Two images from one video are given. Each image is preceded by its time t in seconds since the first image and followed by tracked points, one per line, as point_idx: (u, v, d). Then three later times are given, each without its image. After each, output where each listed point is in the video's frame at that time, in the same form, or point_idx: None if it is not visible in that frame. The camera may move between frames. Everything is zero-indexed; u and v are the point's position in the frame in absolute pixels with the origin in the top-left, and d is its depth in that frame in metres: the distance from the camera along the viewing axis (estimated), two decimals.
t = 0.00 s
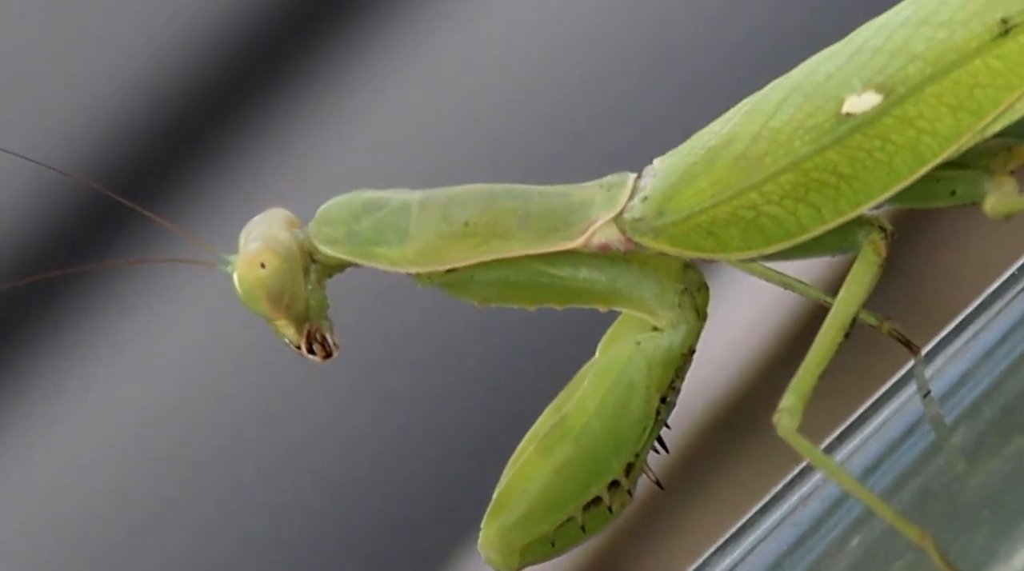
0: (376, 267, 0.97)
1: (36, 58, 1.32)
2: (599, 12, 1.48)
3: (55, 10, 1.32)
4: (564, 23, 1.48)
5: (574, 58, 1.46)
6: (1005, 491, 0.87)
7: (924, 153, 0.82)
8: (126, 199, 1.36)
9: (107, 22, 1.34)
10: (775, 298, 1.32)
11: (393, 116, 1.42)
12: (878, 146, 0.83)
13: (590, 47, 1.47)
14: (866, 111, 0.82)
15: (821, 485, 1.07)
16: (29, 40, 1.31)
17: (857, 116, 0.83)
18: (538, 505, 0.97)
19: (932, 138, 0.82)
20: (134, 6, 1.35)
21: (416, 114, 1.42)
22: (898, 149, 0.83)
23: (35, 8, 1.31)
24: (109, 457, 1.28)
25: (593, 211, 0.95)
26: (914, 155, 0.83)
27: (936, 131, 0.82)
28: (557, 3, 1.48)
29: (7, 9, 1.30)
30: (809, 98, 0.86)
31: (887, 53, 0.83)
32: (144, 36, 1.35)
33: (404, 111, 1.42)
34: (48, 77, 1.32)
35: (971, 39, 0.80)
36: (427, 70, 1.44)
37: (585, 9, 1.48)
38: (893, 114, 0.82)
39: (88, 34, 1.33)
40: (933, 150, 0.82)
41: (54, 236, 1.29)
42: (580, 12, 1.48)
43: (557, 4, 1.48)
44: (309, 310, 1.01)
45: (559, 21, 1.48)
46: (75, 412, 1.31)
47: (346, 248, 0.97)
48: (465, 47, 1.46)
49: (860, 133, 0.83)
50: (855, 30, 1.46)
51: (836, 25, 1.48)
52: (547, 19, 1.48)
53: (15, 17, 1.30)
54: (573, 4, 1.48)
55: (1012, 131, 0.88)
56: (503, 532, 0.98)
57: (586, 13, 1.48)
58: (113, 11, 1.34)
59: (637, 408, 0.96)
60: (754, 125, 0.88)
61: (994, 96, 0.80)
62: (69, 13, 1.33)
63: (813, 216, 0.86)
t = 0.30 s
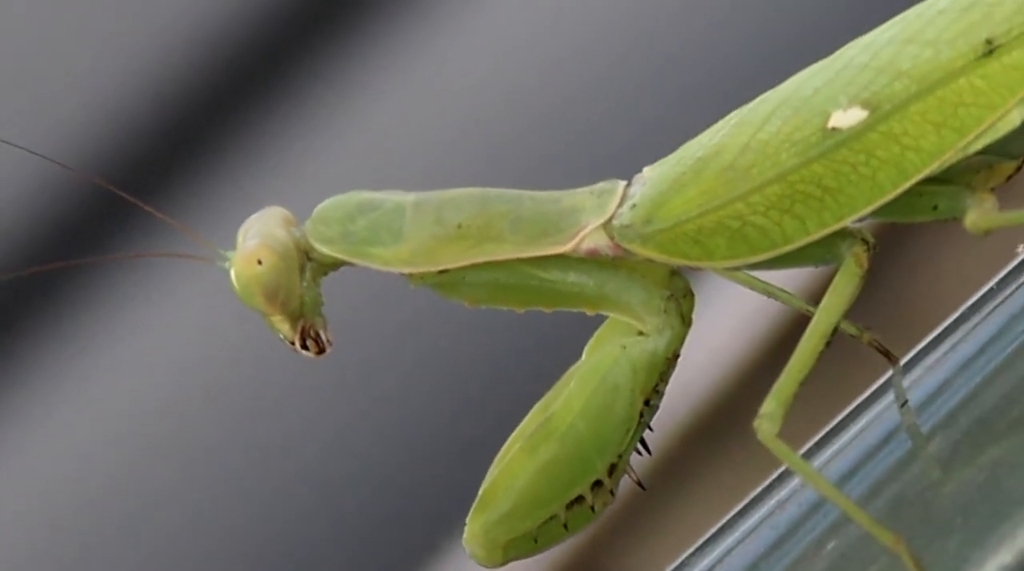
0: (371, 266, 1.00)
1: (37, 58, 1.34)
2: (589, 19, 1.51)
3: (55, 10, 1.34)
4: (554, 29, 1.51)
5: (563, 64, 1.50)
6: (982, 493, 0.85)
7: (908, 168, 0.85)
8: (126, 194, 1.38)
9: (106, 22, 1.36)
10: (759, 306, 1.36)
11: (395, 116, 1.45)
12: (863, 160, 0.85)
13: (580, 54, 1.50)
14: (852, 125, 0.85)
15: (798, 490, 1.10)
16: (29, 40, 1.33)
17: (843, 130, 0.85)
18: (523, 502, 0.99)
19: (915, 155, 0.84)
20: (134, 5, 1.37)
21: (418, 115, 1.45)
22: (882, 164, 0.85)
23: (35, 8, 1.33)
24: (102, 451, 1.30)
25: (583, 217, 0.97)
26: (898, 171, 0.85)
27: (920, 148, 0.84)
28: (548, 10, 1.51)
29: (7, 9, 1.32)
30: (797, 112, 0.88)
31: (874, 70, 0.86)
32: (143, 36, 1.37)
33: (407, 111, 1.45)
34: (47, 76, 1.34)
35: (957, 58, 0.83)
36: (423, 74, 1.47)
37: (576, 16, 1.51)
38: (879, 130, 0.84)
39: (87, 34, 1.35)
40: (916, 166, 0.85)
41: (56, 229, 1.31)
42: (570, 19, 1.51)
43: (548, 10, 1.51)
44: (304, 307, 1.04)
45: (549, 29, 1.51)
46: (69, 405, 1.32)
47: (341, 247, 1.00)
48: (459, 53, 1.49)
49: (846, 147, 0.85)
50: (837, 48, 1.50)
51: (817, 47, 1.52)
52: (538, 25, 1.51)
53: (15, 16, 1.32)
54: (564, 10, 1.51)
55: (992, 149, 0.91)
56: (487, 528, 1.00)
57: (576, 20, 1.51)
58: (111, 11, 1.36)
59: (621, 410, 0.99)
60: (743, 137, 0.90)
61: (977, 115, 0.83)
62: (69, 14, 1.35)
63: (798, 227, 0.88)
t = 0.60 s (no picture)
0: (364, 265, 1.02)
1: (37, 58, 1.36)
2: (583, 27, 1.54)
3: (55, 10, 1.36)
4: (549, 35, 1.53)
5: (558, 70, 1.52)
6: (952, 506, 0.81)
7: (891, 182, 0.86)
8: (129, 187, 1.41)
9: (106, 22, 1.38)
10: (743, 314, 1.39)
11: (398, 116, 1.47)
12: (848, 174, 0.87)
13: (574, 60, 1.53)
14: (838, 139, 0.87)
15: (777, 494, 1.13)
16: (29, 40, 1.35)
17: (829, 143, 0.87)
18: (508, 499, 1.02)
19: (899, 170, 0.86)
20: (133, 6, 1.39)
21: (419, 117, 1.48)
22: (866, 177, 0.87)
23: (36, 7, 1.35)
24: (96, 443, 1.32)
25: (573, 222, 1.00)
26: (882, 185, 0.87)
27: (904, 162, 0.86)
28: (543, 17, 1.54)
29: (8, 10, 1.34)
30: (784, 124, 0.91)
31: (860, 86, 0.88)
32: (142, 36, 1.39)
33: (410, 111, 1.48)
34: (47, 76, 1.36)
35: (942, 76, 0.84)
36: (422, 78, 1.49)
37: (569, 23, 1.54)
38: (864, 144, 0.86)
39: (87, 34, 1.37)
40: (900, 180, 0.86)
41: (57, 221, 1.34)
42: (564, 26, 1.54)
43: (542, 18, 1.54)
44: (299, 304, 1.06)
45: (544, 35, 1.53)
46: (64, 397, 1.34)
47: (336, 245, 1.02)
48: (456, 57, 1.51)
49: (831, 160, 0.87)
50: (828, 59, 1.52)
51: (809, 58, 1.54)
52: (532, 32, 1.53)
53: (14, 16, 1.34)
54: (558, 18, 1.54)
55: (974, 166, 0.92)
56: (472, 524, 1.03)
57: (570, 27, 1.54)
58: (111, 12, 1.38)
59: (606, 411, 1.01)
60: (731, 148, 0.93)
61: (961, 131, 0.84)
62: (69, 13, 1.37)
63: (783, 237, 0.90)
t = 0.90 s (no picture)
0: (359, 264, 1.05)
1: (37, 58, 1.38)
2: (575, 32, 1.56)
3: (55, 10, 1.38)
4: (542, 40, 1.56)
5: (552, 74, 1.54)
6: (927, 511, 0.85)
7: (875, 197, 0.89)
8: (131, 181, 1.43)
9: (105, 23, 1.40)
10: (726, 320, 1.43)
11: (399, 116, 1.50)
12: (833, 186, 0.89)
13: (568, 65, 1.55)
14: (824, 152, 0.89)
15: (756, 497, 1.14)
16: (28, 41, 1.37)
17: (815, 156, 0.90)
18: (493, 496, 1.04)
19: (883, 183, 0.88)
20: (132, 8, 1.41)
21: (419, 118, 1.51)
22: (851, 191, 0.89)
23: (36, 8, 1.37)
24: (89, 435, 1.34)
25: (563, 227, 1.02)
26: (866, 198, 0.89)
27: (888, 176, 0.88)
28: (536, 22, 1.56)
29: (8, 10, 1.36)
30: (772, 137, 0.93)
31: (847, 101, 0.90)
32: (141, 37, 1.41)
33: (412, 112, 1.51)
34: (48, 76, 1.38)
35: (928, 93, 0.87)
36: (421, 82, 1.52)
37: (562, 28, 1.56)
38: (849, 158, 0.89)
39: (87, 35, 1.39)
40: (883, 194, 0.88)
41: (62, 214, 1.37)
42: (557, 31, 1.56)
43: (535, 22, 1.56)
44: (294, 300, 1.09)
45: (537, 40, 1.56)
46: (58, 389, 1.36)
47: (332, 244, 1.05)
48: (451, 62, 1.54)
49: (817, 173, 0.90)
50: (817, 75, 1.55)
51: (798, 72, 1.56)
52: (525, 37, 1.56)
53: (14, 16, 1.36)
54: (551, 24, 1.56)
55: (957, 182, 0.94)
56: (458, 518, 1.06)
57: (562, 33, 1.56)
58: (110, 12, 1.40)
59: (592, 412, 1.04)
60: (719, 158, 0.95)
61: (945, 148, 0.86)
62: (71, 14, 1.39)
63: (768, 247, 0.93)
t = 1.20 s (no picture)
0: (355, 262, 1.07)
1: (37, 58, 1.41)
2: (573, 35, 1.57)
3: (55, 11, 1.42)
4: (539, 44, 1.57)
5: (550, 78, 1.55)
6: (905, 519, 0.86)
7: (860, 209, 0.90)
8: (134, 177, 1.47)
9: (104, 24, 1.43)
10: (712, 326, 1.46)
11: (399, 116, 1.53)
12: (819, 198, 0.91)
13: (564, 69, 1.55)
14: (811, 165, 0.91)
15: (736, 500, 1.17)
16: (29, 41, 1.41)
17: (802, 168, 0.91)
18: (479, 492, 1.07)
19: (868, 197, 0.90)
20: (131, 8, 1.44)
21: (418, 119, 1.53)
22: (836, 203, 0.91)
23: (36, 9, 1.40)
24: (83, 428, 1.37)
25: (555, 231, 1.05)
26: (850, 211, 0.90)
27: (872, 190, 0.89)
28: (533, 27, 1.57)
29: (9, 11, 1.39)
30: (761, 148, 0.95)
31: (835, 115, 0.91)
32: (143, 40, 1.44)
33: (412, 111, 1.53)
34: (48, 77, 1.42)
35: (913, 109, 0.87)
36: (418, 84, 1.54)
37: (559, 32, 1.57)
38: (835, 170, 0.90)
39: (87, 36, 1.42)
40: (868, 207, 0.90)
41: (64, 207, 1.39)
42: (554, 35, 1.57)
43: (534, 27, 1.57)
44: (289, 296, 1.12)
45: (535, 44, 1.57)
46: (55, 382, 1.39)
47: (329, 243, 1.08)
48: (446, 65, 1.56)
49: (804, 184, 0.91)
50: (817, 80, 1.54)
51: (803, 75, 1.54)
52: (523, 40, 1.57)
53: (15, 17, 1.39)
54: (549, 28, 1.57)
55: (940, 197, 0.94)
56: (445, 513, 1.08)
57: (560, 36, 1.57)
58: (108, 13, 1.43)
59: (578, 413, 1.06)
60: (709, 168, 0.97)
61: (928, 163, 0.87)
62: (73, 17, 1.42)
63: (754, 255, 0.95)
